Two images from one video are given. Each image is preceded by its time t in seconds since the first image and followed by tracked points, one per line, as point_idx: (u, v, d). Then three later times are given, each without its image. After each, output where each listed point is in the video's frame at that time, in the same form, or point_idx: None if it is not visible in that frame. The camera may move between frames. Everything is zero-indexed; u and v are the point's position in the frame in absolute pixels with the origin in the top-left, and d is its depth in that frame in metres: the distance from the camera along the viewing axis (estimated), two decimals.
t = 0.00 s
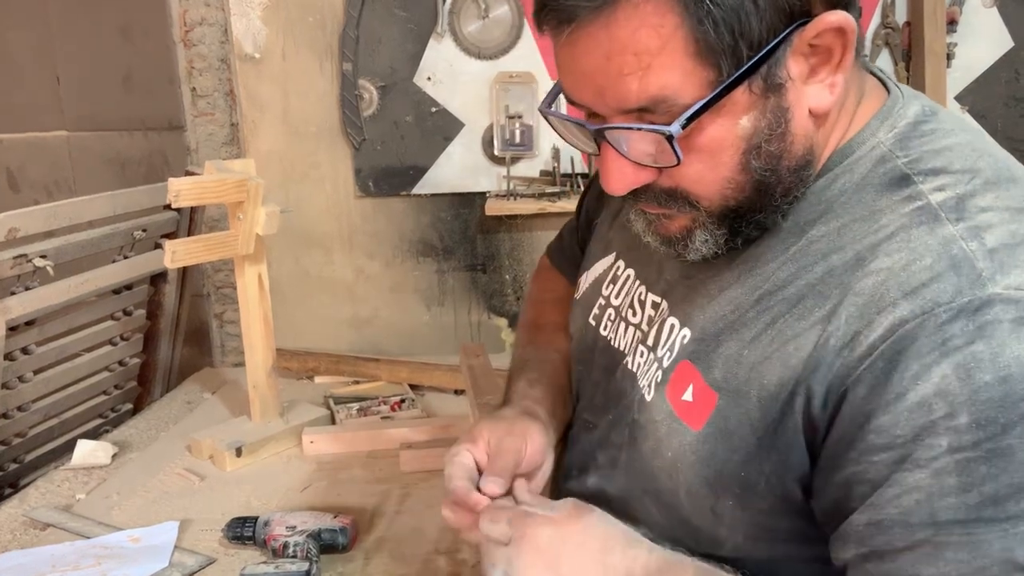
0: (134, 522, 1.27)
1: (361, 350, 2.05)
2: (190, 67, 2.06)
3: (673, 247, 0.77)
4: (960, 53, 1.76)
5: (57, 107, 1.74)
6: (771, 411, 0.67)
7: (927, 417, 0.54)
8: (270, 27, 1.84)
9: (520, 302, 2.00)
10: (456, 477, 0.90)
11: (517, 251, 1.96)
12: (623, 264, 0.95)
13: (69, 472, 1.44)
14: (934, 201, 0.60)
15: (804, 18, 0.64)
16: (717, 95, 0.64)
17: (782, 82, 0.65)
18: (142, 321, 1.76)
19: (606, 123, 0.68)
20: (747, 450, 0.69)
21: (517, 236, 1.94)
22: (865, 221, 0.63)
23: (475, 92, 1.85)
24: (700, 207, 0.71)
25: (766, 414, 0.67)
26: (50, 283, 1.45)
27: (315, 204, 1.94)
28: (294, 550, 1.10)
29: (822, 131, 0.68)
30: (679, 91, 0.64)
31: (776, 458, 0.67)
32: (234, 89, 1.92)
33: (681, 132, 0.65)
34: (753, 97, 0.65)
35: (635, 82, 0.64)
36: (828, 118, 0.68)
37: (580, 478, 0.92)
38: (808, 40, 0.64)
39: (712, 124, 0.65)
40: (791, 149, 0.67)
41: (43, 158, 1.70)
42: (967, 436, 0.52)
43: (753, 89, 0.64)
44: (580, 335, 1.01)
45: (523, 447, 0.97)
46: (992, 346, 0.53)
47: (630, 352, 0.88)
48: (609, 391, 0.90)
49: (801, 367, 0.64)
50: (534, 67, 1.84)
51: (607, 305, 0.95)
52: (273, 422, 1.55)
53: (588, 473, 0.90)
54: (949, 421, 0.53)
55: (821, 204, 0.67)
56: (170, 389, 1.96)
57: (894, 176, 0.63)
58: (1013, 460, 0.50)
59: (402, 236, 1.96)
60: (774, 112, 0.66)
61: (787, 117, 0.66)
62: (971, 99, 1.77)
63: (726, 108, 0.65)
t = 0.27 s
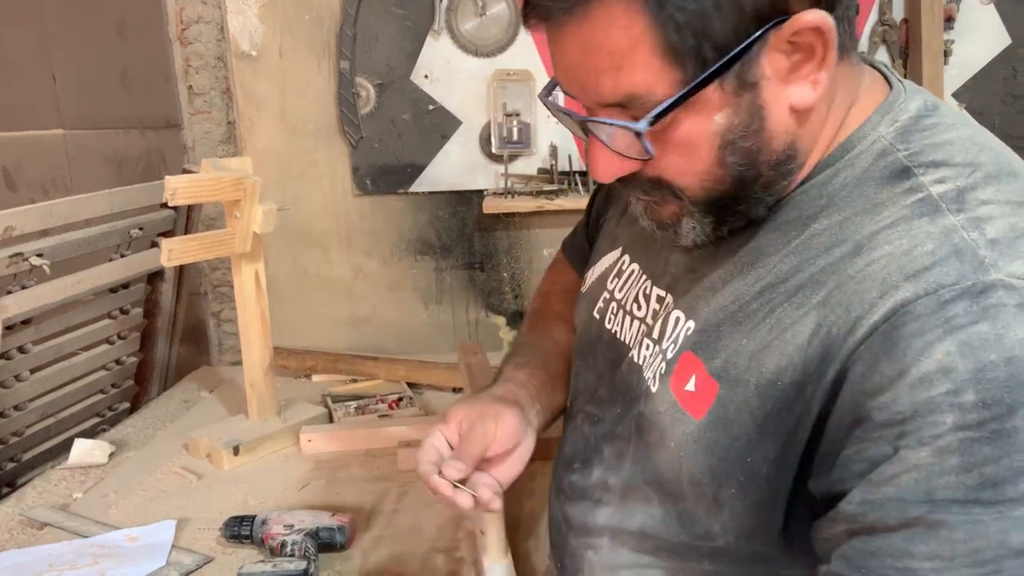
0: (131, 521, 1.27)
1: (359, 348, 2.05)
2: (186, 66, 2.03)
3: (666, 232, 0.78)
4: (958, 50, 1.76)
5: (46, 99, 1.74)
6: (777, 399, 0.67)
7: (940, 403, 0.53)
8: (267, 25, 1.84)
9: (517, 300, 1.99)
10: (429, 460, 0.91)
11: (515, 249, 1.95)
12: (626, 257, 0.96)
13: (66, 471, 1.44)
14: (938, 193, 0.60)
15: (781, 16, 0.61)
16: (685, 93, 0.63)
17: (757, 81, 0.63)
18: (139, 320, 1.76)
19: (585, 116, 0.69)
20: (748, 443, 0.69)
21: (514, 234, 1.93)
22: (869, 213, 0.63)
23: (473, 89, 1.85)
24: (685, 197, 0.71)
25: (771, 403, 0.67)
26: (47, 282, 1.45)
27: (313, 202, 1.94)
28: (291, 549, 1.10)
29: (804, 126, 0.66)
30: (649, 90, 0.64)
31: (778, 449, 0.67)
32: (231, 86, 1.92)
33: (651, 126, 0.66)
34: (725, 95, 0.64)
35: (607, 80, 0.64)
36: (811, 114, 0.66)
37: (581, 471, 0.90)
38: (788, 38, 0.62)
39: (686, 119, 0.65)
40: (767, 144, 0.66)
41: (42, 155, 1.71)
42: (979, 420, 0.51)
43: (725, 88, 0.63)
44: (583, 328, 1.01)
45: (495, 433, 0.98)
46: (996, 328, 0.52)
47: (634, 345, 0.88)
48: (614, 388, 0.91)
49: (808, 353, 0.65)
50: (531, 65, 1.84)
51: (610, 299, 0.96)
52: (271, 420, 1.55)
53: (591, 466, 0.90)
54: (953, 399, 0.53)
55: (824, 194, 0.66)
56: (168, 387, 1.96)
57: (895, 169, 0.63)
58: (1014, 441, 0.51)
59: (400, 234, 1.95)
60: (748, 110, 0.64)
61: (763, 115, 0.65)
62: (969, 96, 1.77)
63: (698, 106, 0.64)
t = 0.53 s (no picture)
0: (129, 520, 1.27)
1: (357, 346, 2.05)
2: (183, 63, 1.90)
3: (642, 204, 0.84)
4: (955, 48, 1.76)
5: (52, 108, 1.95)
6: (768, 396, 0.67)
7: (916, 394, 0.54)
8: (264, 22, 1.83)
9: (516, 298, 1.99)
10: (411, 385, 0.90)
11: (513, 247, 1.95)
12: (632, 247, 0.98)
13: (63, 470, 1.44)
14: (910, 190, 0.61)
15: (684, 40, 0.63)
16: (597, 106, 0.68)
17: (665, 100, 0.66)
18: (136, 318, 1.76)
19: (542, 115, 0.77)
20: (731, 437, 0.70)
21: (512, 232, 1.93)
22: (848, 214, 0.64)
23: (471, 87, 1.84)
24: (631, 184, 0.77)
25: (762, 401, 0.67)
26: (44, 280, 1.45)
27: (311, 200, 1.93)
28: (289, 547, 1.10)
29: (730, 136, 0.68)
30: (566, 102, 0.70)
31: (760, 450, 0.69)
32: (228, 84, 1.91)
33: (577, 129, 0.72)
34: (632, 110, 0.68)
35: (541, 88, 0.72)
36: (732, 127, 0.67)
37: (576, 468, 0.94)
38: (693, 61, 0.63)
39: (608, 127, 0.70)
40: (688, 155, 0.69)
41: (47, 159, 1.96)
42: (956, 408, 0.53)
43: (633, 102, 0.67)
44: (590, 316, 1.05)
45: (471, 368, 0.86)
46: (968, 326, 0.53)
47: (626, 333, 0.91)
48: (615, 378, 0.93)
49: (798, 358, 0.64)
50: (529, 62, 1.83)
51: (614, 288, 0.99)
52: (269, 419, 1.55)
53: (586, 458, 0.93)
54: (929, 401, 0.54)
55: (786, 188, 0.68)
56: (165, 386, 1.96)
57: (865, 169, 0.64)
58: (989, 441, 0.52)
59: (398, 232, 1.95)
60: (659, 125, 0.68)
61: (677, 130, 0.68)
62: (966, 94, 1.77)
63: (611, 117, 0.69)
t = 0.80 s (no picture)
0: (129, 518, 1.27)
1: (356, 345, 2.04)
2: (183, 62, 1.93)
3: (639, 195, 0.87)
4: (954, 47, 1.76)
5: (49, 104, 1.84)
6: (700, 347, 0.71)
7: (816, 318, 0.58)
8: (264, 21, 1.83)
9: (515, 297, 1.98)
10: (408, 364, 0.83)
11: (513, 246, 1.95)
12: (632, 236, 1.01)
13: (63, 468, 1.44)
14: (862, 159, 0.63)
15: (652, 37, 0.67)
16: (579, 98, 0.74)
17: (641, 91, 0.71)
18: (135, 317, 1.76)
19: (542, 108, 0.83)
20: (669, 394, 0.74)
21: (512, 230, 1.93)
22: (800, 182, 0.66)
23: (470, 86, 1.84)
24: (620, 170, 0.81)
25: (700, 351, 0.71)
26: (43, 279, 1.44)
27: (310, 199, 1.93)
28: (289, 546, 1.10)
29: (705, 120, 0.71)
30: (556, 97, 0.77)
31: (686, 393, 0.72)
32: (227, 84, 1.91)
33: (567, 119, 0.78)
34: (613, 101, 0.72)
35: (539, 84, 0.79)
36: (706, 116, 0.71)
37: (578, 453, 0.96)
38: (660, 54, 0.67)
39: (594, 117, 0.76)
40: (666, 140, 0.73)
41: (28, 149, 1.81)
42: (844, 338, 0.56)
43: (611, 93, 0.72)
44: (592, 304, 1.07)
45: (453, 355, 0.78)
46: (883, 281, 0.56)
47: (618, 314, 0.93)
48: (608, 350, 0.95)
49: (731, 309, 0.67)
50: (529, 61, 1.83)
51: (613, 273, 1.01)
52: (269, 418, 1.55)
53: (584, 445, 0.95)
54: (833, 338, 0.57)
55: (749, 166, 0.71)
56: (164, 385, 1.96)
57: (832, 144, 0.66)
58: (883, 382, 0.55)
59: (397, 232, 1.95)
60: (638, 115, 0.72)
61: (653, 117, 0.72)
62: (965, 94, 1.77)
63: (595, 108, 0.74)
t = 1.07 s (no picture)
0: (129, 517, 1.27)
1: (356, 344, 2.05)
2: (183, 61, 1.92)
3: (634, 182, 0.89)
4: (954, 47, 1.76)
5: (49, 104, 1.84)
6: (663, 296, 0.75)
7: (752, 259, 0.62)
8: (264, 20, 1.83)
9: (515, 296, 1.99)
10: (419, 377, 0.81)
11: (513, 244, 1.95)
12: (628, 221, 1.02)
13: (63, 467, 1.44)
14: (816, 135, 0.66)
15: (637, 29, 0.70)
16: (574, 86, 0.77)
17: (629, 78, 0.74)
18: (135, 316, 1.76)
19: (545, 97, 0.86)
20: (652, 350, 0.75)
21: (511, 229, 1.94)
22: (766, 157, 0.69)
23: (469, 85, 1.84)
24: (617, 158, 0.84)
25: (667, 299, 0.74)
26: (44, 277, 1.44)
27: (310, 198, 1.94)
28: (290, 544, 1.10)
29: (688, 103, 0.73)
30: (553, 87, 0.80)
31: (663, 346, 0.74)
32: (227, 82, 1.91)
33: (565, 106, 0.81)
34: (604, 87, 0.75)
35: (539, 77, 0.82)
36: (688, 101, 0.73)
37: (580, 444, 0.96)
38: (643, 42, 0.70)
39: (588, 104, 0.78)
40: (653, 124, 0.75)
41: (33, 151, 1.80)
42: (774, 273, 0.59)
43: (602, 80, 0.75)
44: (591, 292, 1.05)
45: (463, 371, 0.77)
46: (814, 230, 0.59)
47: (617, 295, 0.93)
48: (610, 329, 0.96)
49: (696, 263, 0.70)
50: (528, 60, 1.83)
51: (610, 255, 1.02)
52: (268, 416, 1.55)
53: (588, 428, 0.95)
54: (764, 274, 0.60)
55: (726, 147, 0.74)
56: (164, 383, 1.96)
57: (795, 124, 0.69)
58: (802, 314, 0.58)
59: (396, 231, 1.95)
60: (627, 100, 0.75)
61: (641, 101, 0.74)
62: (965, 93, 1.78)
63: (588, 95, 0.77)
